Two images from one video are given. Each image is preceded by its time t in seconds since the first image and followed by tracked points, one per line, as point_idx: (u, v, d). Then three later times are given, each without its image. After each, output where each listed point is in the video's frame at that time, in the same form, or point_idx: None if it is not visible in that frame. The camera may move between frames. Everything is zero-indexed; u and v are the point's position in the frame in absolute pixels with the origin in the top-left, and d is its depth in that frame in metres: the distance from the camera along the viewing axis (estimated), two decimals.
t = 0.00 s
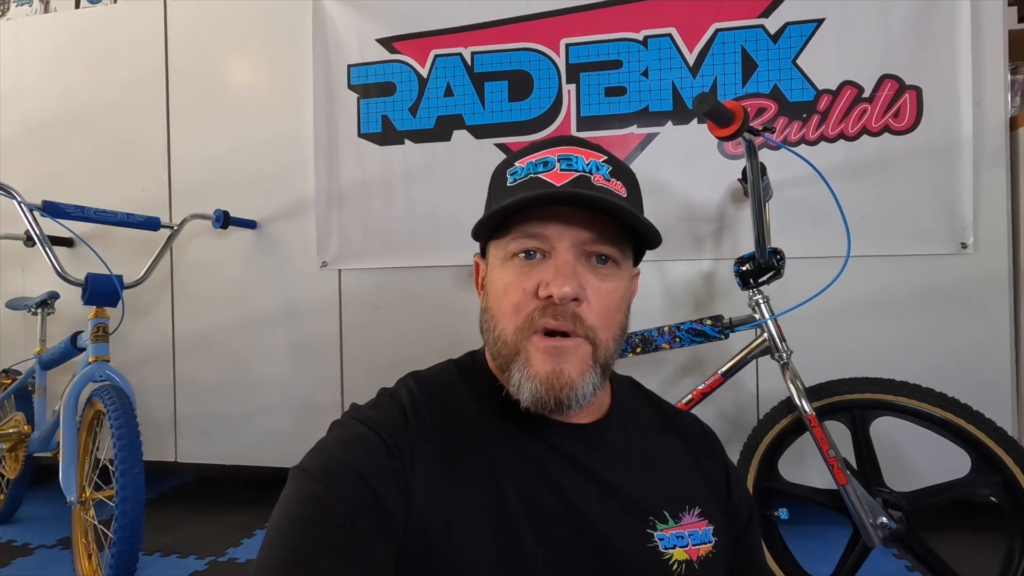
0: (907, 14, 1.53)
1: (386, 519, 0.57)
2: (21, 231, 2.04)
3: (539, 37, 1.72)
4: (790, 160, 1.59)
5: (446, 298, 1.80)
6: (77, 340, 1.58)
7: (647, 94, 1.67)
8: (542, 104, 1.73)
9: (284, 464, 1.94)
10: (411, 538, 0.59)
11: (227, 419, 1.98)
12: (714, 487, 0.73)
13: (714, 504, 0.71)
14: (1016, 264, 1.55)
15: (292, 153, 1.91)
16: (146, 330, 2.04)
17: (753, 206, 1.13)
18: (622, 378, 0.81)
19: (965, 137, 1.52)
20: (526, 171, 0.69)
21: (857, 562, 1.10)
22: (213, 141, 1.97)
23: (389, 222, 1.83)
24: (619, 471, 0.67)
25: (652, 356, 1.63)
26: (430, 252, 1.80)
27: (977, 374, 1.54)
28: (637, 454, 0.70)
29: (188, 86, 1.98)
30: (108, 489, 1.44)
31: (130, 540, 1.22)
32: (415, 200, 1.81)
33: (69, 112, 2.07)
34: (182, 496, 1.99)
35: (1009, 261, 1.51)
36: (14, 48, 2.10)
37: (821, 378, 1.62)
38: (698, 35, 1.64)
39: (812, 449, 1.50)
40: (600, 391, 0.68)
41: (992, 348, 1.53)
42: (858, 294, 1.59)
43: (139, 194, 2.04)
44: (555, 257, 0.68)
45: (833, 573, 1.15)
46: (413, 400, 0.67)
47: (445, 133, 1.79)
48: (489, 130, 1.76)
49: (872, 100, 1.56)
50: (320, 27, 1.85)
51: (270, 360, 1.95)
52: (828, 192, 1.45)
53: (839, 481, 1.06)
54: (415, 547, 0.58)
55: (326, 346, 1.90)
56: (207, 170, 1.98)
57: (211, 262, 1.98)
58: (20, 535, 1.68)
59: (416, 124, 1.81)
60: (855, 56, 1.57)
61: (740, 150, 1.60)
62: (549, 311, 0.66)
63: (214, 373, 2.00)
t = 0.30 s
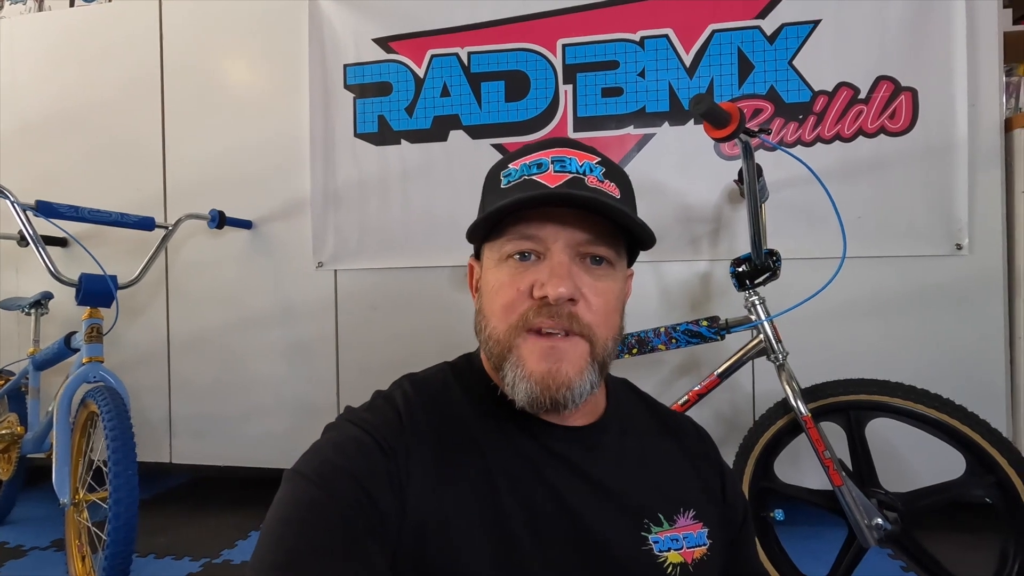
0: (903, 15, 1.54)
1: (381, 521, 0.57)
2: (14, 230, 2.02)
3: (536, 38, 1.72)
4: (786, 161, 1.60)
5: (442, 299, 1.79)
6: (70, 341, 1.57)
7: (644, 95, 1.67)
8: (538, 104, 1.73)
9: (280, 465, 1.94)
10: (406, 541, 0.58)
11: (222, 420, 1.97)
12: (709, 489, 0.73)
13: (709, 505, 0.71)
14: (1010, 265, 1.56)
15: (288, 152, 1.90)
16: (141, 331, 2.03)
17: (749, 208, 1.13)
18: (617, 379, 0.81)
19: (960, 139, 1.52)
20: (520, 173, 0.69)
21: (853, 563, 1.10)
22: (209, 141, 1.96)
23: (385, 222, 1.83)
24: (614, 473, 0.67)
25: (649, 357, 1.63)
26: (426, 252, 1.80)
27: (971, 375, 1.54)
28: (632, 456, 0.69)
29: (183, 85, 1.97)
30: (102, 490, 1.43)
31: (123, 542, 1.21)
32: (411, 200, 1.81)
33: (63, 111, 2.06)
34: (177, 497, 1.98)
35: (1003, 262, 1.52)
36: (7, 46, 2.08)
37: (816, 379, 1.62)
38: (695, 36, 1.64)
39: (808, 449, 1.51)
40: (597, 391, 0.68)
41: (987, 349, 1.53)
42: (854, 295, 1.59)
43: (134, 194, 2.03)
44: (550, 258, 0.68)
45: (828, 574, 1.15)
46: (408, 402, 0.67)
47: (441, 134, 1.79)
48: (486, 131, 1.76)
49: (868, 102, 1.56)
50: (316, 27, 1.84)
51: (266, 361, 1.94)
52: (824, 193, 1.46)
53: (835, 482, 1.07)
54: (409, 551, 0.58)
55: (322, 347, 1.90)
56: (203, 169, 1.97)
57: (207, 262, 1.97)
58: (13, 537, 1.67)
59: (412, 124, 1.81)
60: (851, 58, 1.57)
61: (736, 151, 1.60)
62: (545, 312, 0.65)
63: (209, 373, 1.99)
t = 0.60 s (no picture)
0: (897, 19, 1.54)
1: (370, 530, 0.57)
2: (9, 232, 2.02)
3: (531, 41, 1.72)
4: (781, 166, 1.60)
5: (438, 301, 1.79)
6: (65, 344, 1.57)
7: (639, 98, 1.67)
8: (534, 107, 1.73)
9: (275, 468, 1.93)
10: (395, 550, 0.59)
11: (217, 422, 1.97)
12: (699, 496, 0.73)
13: (698, 514, 0.71)
14: (1004, 269, 1.56)
15: (284, 155, 1.90)
16: (135, 333, 2.03)
17: (743, 212, 1.13)
18: (607, 387, 0.81)
19: (954, 143, 1.53)
20: (507, 182, 0.69)
21: (845, 568, 1.10)
22: (204, 143, 1.96)
23: (381, 225, 1.82)
24: (603, 482, 0.67)
25: (644, 361, 1.63)
26: (422, 255, 1.80)
27: (965, 379, 1.55)
28: (622, 464, 0.69)
29: (178, 87, 1.96)
30: (95, 494, 1.42)
31: (116, 547, 1.20)
32: (407, 203, 1.80)
33: (58, 112, 2.05)
34: (172, 499, 1.97)
35: (997, 266, 1.52)
36: (2, 47, 2.08)
37: (811, 382, 1.63)
38: (690, 40, 1.64)
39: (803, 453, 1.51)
40: (587, 399, 0.69)
41: (980, 353, 1.54)
42: (849, 298, 1.59)
43: (129, 196, 2.02)
44: (540, 266, 0.68)
45: None
46: (397, 410, 0.67)
47: (437, 136, 1.78)
48: (481, 134, 1.76)
49: (863, 106, 1.57)
50: (312, 29, 1.84)
51: (262, 363, 1.94)
52: (818, 198, 1.46)
53: (828, 487, 1.07)
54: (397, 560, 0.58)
55: (318, 350, 1.89)
56: (198, 172, 1.97)
57: (202, 264, 1.97)
58: (7, 540, 1.67)
59: (408, 127, 1.80)
60: (846, 62, 1.57)
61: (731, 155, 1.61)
62: (535, 322, 0.66)
63: (205, 376, 1.98)
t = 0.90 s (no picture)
0: (890, 23, 1.54)
1: (348, 543, 0.57)
2: None
3: (523, 44, 1.72)
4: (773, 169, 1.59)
5: (430, 305, 1.79)
6: (54, 348, 1.56)
7: (632, 101, 1.66)
8: (526, 110, 1.72)
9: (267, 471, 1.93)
10: (372, 563, 0.59)
11: (209, 426, 1.96)
12: (680, 506, 0.74)
13: (679, 523, 0.72)
14: (996, 273, 1.56)
15: (276, 157, 1.89)
16: (127, 336, 2.02)
17: (733, 217, 1.12)
18: (588, 395, 0.82)
19: (946, 147, 1.52)
20: (484, 191, 0.72)
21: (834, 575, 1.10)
22: (196, 145, 1.95)
23: (373, 227, 1.82)
24: (582, 493, 0.68)
25: (636, 365, 1.63)
26: (414, 258, 1.79)
27: (957, 383, 1.54)
28: (602, 475, 0.71)
29: (170, 90, 1.96)
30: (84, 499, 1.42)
31: (102, 554, 1.19)
32: (399, 206, 1.80)
33: (49, 114, 2.04)
34: (163, 503, 1.97)
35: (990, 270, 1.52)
36: None
37: (803, 386, 1.62)
38: (683, 43, 1.64)
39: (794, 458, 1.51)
40: (569, 405, 0.71)
41: (973, 357, 1.53)
42: (841, 302, 1.59)
43: (121, 198, 2.01)
44: (519, 275, 0.71)
45: None
46: (376, 420, 0.66)
47: (429, 139, 1.78)
48: (474, 137, 1.75)
49: (855, 109, 1.56)
50: (304, 32, 1.83)
51: (254, 366, 1.93)
52: (808, 202, 1.46)
53: (817, 493, 1.06)
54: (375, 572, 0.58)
55: (310, 353, 1.89)
56: (190, 174, 1.96)
57: (194, 267, 1.96)
58: None
59: (400, 130, 1.80)
60: (839, 65, 1.57)
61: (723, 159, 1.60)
62: (515, 330, 0.68)
63: (196, 379, 1.98)
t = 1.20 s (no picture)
0: (882, 23, 1.53)
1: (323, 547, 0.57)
2: None
3: (515, 43, 1.71)
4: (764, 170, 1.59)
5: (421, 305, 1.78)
6: (44, 348, 1.56)
7: (624, 101, 1.66)
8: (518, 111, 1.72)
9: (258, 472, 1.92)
10: (348, 566, 0.59)
11: (201, 426, 1.96)
12: (658, 507, 0.76)
13: (657, 525, 0.74)
14: (988, 274, 1.55)
15: (268, 157, 1.89)
16: (119, 336, 2.01)
17: (721, 218, 1.12)
18: (569, 398, 0.84)
19: (938, 147, 1.52)
20: (462, 192, 0.72)
21: None
22: (188, 145, 1.95)
23: (365, 227, 1.81)
24: (560, 498, 0.69)
25: (628, 366, 1.62)
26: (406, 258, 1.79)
27: (949, 385, 1.54)
28: (581, 479, 0.72)
29: (162, 89, 1.95)
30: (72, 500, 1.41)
31: (87, 555, 1.19)
32: (391, 206, 1.79)
33: (41, 113, 2.03)
34: (155, 504, 1.96)
35: (982, 271, 1.52)
36: None
37: (795, 388, 1.62)
38: (675, 43, 1.63)
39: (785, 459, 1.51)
40: (548, 407, 0.72)
41: (965, 358, 1.53)
42: (833, 303, 1.59)
43: (113, 198, 2.01)
44: (497, 278, 0.71)
45: None
46: (352, 424, 0.66)
47: (421, 139, 1.78)
48: (465, 137, 1.75)
49: (847, 109, 1.56)
50: (296, 31, 1.83)
51: (245, 367, 1.93)
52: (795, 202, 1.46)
53: (805, 495, 1.06)
54: None
55: (302, 354, 1.88)
56: (182, 174, 1.95)
57: (186, 268, 1.96)
58: None
59: (392, 130, 1.79)
60: (831, 66, 1.56)
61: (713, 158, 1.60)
62: (493, 334, 0.69)
63: (188, 379, 1.97)
